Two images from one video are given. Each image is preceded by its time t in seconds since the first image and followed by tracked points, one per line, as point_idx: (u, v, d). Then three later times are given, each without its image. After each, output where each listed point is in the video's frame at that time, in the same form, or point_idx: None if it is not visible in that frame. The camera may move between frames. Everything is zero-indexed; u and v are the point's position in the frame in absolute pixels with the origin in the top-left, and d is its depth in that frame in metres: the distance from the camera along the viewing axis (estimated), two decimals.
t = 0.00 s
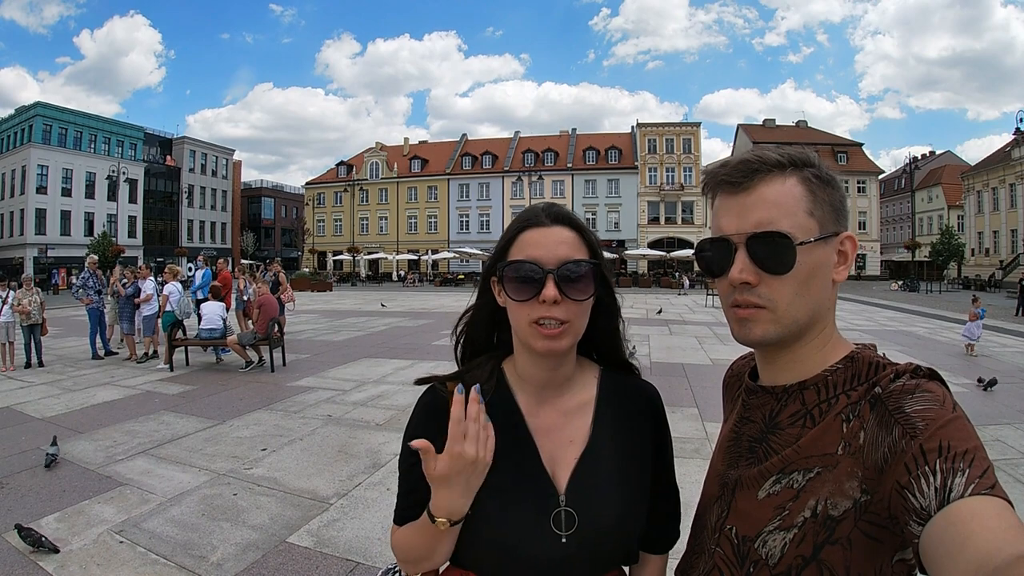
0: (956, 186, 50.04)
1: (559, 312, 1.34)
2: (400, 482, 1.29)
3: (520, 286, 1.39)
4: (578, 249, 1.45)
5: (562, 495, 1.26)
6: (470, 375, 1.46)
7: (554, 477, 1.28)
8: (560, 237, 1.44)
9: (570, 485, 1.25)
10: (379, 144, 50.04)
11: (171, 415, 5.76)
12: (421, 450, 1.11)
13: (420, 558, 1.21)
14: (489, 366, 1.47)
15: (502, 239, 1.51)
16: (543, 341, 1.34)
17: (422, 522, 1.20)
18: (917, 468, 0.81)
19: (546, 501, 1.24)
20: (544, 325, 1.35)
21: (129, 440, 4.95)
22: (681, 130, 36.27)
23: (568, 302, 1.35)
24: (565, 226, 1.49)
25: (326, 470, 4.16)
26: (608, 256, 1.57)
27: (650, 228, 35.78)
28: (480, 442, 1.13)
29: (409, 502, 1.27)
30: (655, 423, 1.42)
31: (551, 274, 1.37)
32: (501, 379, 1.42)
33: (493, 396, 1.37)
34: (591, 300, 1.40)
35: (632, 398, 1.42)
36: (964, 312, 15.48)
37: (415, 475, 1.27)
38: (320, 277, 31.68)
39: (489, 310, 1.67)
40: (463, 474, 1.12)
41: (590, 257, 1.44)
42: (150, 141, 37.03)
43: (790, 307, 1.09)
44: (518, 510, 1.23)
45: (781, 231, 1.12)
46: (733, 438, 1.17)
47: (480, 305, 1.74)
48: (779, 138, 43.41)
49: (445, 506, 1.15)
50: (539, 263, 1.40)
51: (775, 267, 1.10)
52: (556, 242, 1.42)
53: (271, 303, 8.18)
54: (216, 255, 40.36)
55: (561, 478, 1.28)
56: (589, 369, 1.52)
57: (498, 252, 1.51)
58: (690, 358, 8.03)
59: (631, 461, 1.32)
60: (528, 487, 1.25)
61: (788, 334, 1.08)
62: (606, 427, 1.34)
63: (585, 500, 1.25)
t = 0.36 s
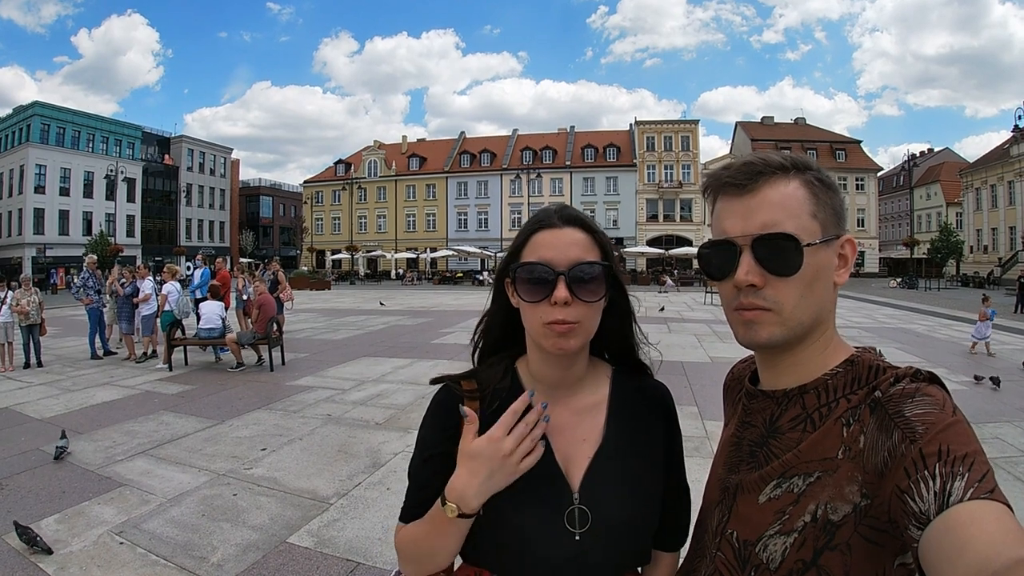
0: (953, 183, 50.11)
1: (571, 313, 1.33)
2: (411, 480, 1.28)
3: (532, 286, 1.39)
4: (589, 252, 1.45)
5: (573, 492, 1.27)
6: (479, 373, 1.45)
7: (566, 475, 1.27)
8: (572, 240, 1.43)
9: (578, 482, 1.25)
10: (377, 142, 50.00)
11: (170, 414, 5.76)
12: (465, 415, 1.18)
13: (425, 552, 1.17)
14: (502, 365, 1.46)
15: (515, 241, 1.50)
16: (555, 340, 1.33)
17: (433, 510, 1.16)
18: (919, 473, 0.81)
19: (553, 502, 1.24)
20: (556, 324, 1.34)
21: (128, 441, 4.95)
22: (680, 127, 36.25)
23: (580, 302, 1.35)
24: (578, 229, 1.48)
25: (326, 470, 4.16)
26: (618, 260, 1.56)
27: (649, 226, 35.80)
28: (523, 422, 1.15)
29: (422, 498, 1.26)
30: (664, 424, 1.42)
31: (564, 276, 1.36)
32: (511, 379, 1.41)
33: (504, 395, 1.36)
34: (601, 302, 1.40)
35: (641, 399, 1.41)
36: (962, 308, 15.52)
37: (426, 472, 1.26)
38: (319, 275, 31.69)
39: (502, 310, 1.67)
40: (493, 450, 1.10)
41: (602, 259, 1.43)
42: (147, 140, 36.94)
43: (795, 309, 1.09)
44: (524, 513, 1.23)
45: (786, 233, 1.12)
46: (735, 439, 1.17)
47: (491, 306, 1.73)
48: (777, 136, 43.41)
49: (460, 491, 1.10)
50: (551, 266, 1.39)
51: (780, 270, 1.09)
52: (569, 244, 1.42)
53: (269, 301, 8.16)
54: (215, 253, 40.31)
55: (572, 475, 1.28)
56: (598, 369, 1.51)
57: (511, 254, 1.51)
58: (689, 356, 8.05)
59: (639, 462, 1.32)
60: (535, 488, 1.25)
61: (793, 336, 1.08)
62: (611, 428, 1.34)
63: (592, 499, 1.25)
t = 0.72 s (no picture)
0: (950, 180, 50.14)
1: (569, 314, 1.33)
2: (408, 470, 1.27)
3: (530, 286, 1.38)
4: (587, 253, 1.44)
5: (573, 488, 1.26)
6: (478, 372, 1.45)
7: (565, 472, 1.28)
8: (569, 242, 1.42)
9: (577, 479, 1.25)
10: (374, 141, 49.91)
11: (169, 415, 5.75)
12: (462, 341, 1.28)
13: (406, 517, 1.09)
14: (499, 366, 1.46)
15: (512, 242, 1.50)
16: (553, 339, 1.32)
17: (430, 444, 1.15)
18: (917, 473, 0.80)
19: (551, 501, 1.23)
20: (553, 324, 1.33)
21: (127, 441, 4.94)
22: (677, 126, 36.27)
23: (578, 304, 1.35)
24: (574, 232, 1.48)
25: (325, 470, 4.16)
26: (616, 261, 1.56)
27: (646, 224, 35.79)
28: (495, 325, 1.17)
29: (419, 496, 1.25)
30: (663, 424, 1.41)
31: (562, 277, 1.36)
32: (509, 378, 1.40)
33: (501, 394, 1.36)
34: (599, 303, 1.39)
35: (640, 399, 1.41)
36: (959, 306, 15.54)
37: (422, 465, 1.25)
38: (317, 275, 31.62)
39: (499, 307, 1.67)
40: (477, 358, 1.16)
41: (598, 261, 1.43)
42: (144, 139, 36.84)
43: (794, 307, 1.09)
44: (522, 509, 1.23)
45: (785, 234, 1.12)
46: (733, 440, 1.17)
47: (491, 307, 1.74)
48: (774, 133, 43.44)
49: (457, 410, 1.13)
50: (549, 267, 1.39)
51: (780, 269, 1.09)
52: (566, 247, 1.41)
53: (268, 301, 8.17)
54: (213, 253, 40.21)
55: (571, 471, 1.28)
56: (598, 369, 1.50)
57: (509, 255, 1.50)
58: (687, 354, 8.07)
59: (638, 462, 1.31)
60: (535, 486, 1.24)
61: (793, 336, 1.08)
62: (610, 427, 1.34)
63: (591, 496, 1.25)
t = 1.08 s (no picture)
0: (952, 178, 50.00)
1: (559, 316, 1.33)
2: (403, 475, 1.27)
3: (520, 288, 1.38)
4: (576, 254, 1.44)
5: (566, 486, 1.27)
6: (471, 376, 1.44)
7: (558, 470, 1.28)
8: (558, 243, 1.43)
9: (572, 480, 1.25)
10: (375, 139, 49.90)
11: (170, 413, 5.77)
12: (458, 334, 1.29)
13: (410, 531, 1.10)
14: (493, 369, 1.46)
15: (502, 244, 1.50)
16: (544, 341, 1.33)
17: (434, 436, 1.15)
18: (912, 472, 0.81)
19: (546, 498, 1.24)
20: (544, 326, 1.33)
21: (129, 440, 4.95)
22: (679, 123, 36.23)
23: (569, 305, 1.35)
24: (562, 233, 1.48)
25: (327, 467, 4.17)
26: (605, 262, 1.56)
27: (647, 222, 35.76)
28: (492, 318, 1.21)
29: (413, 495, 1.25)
30: (657, 423, 1.41)
31: (551, 277, 1.36)
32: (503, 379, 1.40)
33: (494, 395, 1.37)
34: (589, 303, 1.40)
35: (632, 397, 1.41)
36: (960, 303, 15.54)
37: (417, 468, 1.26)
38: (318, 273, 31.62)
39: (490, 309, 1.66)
40: (473, 350, 1.17)
41: (587, 261, 1.43)
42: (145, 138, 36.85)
43: (791, 308, 1.09)
44: (518, 509, 1.23)
45: (783, 234, 1.12)
46: (730, 439, 1.18)
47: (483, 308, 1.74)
48: (776, 130, 43.37)
49: (461, 400, 1.14)
50: (539, 268, 1.39)
51: (777, 270, 1.09)
52: (555, 248, 1.41)
53: (269, 300, 8.19)
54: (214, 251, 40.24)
55: (565, 471, 1.29)
56: (590, 370, 1.51)
57: (499, 257, 1.50)
58: (688, 351, 8.08)
59: (634, 461, 1.32)
60: (530, 485, 1.25)
61: (790, 336, 1.08)
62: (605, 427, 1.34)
63: (586, 494, 1.25)
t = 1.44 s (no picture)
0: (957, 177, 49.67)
1: (552, 311, 1.34)
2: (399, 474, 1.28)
3: (514, 284, 1.39)
4: (570, 250, 1.45)
5: (562, 485, 1.27)
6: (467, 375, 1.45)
7: (553, 469, 1.29)
8: (552, 239, 1.44)
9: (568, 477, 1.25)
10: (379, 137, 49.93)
11: (173, 411, 5.79)
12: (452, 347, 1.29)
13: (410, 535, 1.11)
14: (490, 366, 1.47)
15: (496, 240, 1.51)
16: (538, 336, 1.33)
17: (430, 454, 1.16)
18: (915, 469, 0.81)
19: (545, 495, 1.24)
20: (537, 322, 1.34)
21: (132, 437, 4.99)
22: (682, 122, 36.15)
23: (562, 298, 1.36)
24: (555, 229, 1.49)
25: (329, 466, 4.18)
26: (600, 258, 1.57)
27: (650, 221, 35.69)
28: (483, 330, 1.21)
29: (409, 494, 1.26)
30: (652, 422, 1.42)
31: (543, 272, 1.37)
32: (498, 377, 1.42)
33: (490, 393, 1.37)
34: (583, 297, 1.40)
35: (629, 395, 1.42)
36: (966, 303, 15.44)
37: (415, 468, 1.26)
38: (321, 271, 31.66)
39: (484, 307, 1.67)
40: (467, 365, 1.18)
41: (580, 257, 1.44)
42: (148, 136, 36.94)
43: (792, 307, 1.09)
44: (517, 507, 1.23)
45: (784, 233, 1.12)
46: (731, 436, 1.18)
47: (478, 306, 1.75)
48: (780, 130, 43.22)
49: (455, 417, 1.15)
50: (534, 263, 1.39)
51: (778, 268, 1.10)
52: (549, 243, 1.42)
53: (271, 299, 8.20)
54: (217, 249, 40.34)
55: (560, 469, 1.29)
56: (587, 367, 1.52)
57: (493, 254, 1.51)
58: (690, 350, 8.08)
59: (630, 460, 1.32)
60: (528, 483, 1.25)
61: (790, 334, 1.08)
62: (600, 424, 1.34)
63: (583, 492, 1.25)
